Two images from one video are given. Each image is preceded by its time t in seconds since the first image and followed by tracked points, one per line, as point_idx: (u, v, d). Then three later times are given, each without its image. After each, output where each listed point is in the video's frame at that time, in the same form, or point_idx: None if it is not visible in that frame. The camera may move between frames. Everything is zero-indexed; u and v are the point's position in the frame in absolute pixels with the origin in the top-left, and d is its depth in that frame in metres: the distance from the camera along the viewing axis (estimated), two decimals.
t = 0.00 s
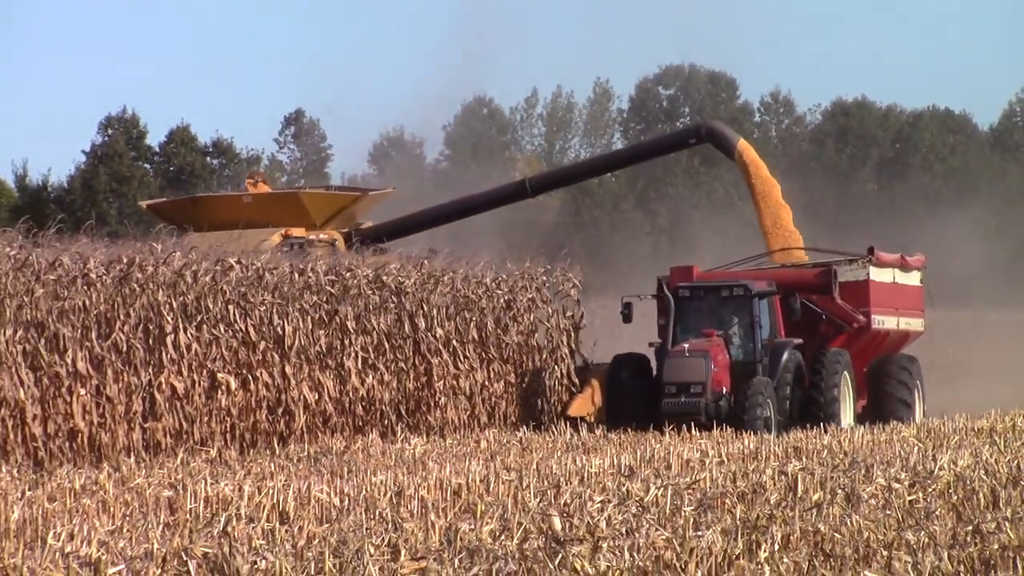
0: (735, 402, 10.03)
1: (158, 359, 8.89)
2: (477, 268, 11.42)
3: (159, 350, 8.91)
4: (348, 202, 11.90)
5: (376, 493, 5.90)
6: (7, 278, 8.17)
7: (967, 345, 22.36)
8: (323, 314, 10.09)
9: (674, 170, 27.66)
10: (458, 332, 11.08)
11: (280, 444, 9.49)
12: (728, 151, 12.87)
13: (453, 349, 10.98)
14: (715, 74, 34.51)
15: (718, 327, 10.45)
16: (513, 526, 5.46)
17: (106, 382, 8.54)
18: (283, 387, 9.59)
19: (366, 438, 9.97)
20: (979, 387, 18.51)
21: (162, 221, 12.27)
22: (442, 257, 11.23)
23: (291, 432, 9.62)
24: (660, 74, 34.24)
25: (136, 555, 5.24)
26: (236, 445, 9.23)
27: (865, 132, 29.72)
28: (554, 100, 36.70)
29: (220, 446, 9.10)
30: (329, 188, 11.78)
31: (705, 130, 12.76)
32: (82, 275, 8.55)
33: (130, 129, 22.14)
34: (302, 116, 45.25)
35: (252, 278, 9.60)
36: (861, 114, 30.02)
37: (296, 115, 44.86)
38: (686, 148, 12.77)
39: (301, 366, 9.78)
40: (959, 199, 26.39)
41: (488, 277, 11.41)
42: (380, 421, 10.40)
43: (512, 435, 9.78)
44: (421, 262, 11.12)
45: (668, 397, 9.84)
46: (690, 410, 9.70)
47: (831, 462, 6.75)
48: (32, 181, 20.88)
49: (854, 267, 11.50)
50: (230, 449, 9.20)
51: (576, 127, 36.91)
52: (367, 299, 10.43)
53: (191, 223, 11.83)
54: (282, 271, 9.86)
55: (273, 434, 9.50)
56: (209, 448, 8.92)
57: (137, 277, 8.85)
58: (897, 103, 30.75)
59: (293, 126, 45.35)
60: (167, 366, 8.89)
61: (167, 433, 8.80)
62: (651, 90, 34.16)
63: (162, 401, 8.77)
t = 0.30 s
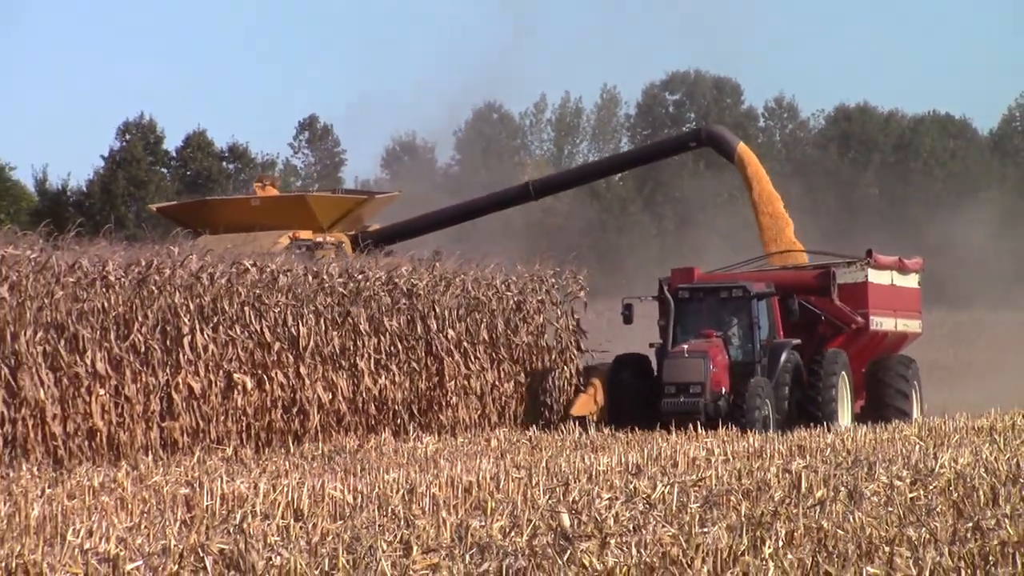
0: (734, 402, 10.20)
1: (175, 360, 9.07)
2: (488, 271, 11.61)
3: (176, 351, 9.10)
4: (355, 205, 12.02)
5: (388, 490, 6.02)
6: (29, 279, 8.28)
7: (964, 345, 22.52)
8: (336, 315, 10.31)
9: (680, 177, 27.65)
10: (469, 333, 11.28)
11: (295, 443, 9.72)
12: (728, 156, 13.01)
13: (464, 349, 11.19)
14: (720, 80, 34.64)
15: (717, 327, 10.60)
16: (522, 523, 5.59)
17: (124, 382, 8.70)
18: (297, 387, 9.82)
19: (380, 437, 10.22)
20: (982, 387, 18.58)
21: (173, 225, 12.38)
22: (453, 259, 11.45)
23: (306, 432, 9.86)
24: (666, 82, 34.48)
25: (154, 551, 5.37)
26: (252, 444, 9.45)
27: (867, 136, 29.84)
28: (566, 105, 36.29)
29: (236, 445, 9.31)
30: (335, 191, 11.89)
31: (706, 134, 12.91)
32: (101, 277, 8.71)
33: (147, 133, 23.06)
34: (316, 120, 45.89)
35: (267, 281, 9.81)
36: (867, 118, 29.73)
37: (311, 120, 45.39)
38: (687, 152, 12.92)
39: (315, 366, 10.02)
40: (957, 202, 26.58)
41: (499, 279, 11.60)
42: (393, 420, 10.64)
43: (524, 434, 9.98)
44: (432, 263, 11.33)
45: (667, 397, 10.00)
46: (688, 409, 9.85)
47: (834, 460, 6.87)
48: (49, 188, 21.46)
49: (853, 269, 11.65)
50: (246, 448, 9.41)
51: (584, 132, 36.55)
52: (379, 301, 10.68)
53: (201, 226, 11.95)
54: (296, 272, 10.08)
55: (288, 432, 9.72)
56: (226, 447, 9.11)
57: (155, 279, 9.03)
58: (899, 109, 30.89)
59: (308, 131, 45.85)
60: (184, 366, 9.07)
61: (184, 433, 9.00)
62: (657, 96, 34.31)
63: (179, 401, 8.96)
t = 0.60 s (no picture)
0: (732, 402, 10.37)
1: (192, 359, 9.21)
2: (497, 272, 11.79)
3: (193, 350, 9.24)
4: (362, 206, 12.15)
5: (401, 487, 6.14)
6: (48, 280, 8.41)
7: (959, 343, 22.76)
8: (348, 316, 10.44)
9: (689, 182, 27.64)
10: (480, 333, 11.47)
11: (308, 440, 9.87)
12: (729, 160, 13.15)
13: (475, 349, 11.37)
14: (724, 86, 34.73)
15: (716, 328, 10.75)
16: (532, 519, 5.71)
17: (142, 380, 8.85)
18: (311, 386, 9.97)
19: (392, 434, 10.38)
20: (984, 387, 18.67)
21: (177, 228, 12.46)
22: (464, 261, 11.65)
23: (319, 429, 10.01)
24: (672, 87, 34.26)
25: (171, 547, 5.48)
26: (266, 441, 9.61)
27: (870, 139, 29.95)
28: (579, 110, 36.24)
29: (251, 442, 9.48)
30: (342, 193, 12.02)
31: (707, 138, 13.07)
32: (119, 279, 8.84)
33: (164, 137, 24.69)
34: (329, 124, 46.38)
35: (281, 282, 9.97)
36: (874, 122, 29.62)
37: (324, 124, 45.84)
38: (688, 155, 13.07)
39: (329, 365, 10.17)
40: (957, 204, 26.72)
41: (508, 280, 11.80)
42: (404, 418, 10.81)
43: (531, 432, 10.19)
44: (443, 265, 11.50)
45: (666, 397, 10.14)
46: (688, 409, 10.00)
47: (837, 458, 6.99)
48: (70, 188, 21.69)
49: (850, 270, 11.80)
50: (261, 445, 9.57)
51: (592, 136, 36.45)
52: (392, 300, 10.85)
53: (210, 227, 12.05)
54: (309, 275, 10.23)
55: (302, 430, 9.87)
56: (241, 444, 9.27)
57: (172, 281, 9.17)
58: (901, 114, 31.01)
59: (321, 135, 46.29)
60: (201, 365, 9.21)
61: (200, 430, 9.15)
62: (664, 101, 34.18)
63: (196, 400, 9.11)
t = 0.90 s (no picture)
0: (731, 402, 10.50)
1: (207, 359, 9.36)
2: (506, 274, 11.97)
3: (208, 350, 9.39)
4: (367, 209, 12.26)
5: (411, 484, 6.28)
6: (67, 282, 8.65)
7: (959, 344, 23.02)
8: (360, 316, 10.59)
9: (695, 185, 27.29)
10: (489, 333, 11.62)
11: (321, 438, 9.96)
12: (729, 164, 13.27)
13: (484, 349, 11.52)
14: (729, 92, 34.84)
15: (714, 329, 10.89)
16: (540, 516, 5.84)
17: (158, 380, 9.02)
18: (324, 386, 10.09)
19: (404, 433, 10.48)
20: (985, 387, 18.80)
21: (184, 231, 12.59)
22: (474, 264, 11.79)
23: (332, 428, 10.12)
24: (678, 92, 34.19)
25: (186, 543, 5.61)
26: (280, 439, 9.71)
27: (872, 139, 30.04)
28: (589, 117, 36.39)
29: (265, 440, 9.58)
30: (347, 196, 12.15)
31: (707, 142, 13.22)
32: (137, 280, 9.06)
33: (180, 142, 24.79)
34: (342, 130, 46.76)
35: (294, 283, 10.14)
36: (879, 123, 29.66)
37: (338, 129, 46.22)
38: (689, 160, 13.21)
39: (341, 365, 10.29)
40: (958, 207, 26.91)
41: (517, 282, 11.99)
42: (416, 417, 10.91)
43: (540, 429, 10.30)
44: (452, 267, 11.66)
45: (665, 397, 10.28)
46: (686, 409, 10.13)
47: (839, 456, 7.11)
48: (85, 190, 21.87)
49: (846, 272, 12.00)
50: (274, 443, 9.67)
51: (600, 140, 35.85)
52: (403, 301, 10.99)
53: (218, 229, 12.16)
54: (321, 276, 10.39)
55: (315, 429, 9.98)
56: (255, 442, 9.40)
57: (189, 282, 9.37)
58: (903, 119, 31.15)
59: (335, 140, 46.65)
60: (216, 365, 9.37)
61: (215, 428, 9.29)
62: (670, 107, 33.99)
63: (211, 399, 9.25)
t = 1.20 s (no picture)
0: (731, 401, 10.63)
1: (224, 359, 9.51)
2: (516, 275, 12.11)
3: (225, 350, 9.53)
4: (374, 212, 12.38)
5: (424, 481, 6.40)
6: (86, 283, 8.81)
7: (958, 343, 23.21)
8: (374, 317, 10.72)
9: (701, 187, 27.28)
10: (500, 334, 11.79)
11: (336, 436, 10.13)
12: (731, 167, 13.39)
13: (495, 349, 11.68)
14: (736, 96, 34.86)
15: (715, 329, 11.03)
16: (551, 513, 5.97)
17: (176, 379, 9.18)
18: (339, 385, 10.26)
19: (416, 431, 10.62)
20: (987, 386, 18.92)
21: (193, 233, 12.72)
22: (485, 265, 11.92)
23: (346, 426, 10.28)
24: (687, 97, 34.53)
25: (205, 540, 5.74)
26: (295, 438, 9.87)
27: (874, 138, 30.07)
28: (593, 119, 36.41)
29: (281, 439, 9.76)
30: (353, 199, 12.25)
31: (709, 146, 13.34)
32: (155, 281, 9.21)
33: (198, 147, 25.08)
34: (355, 134, 47.00)
35: (309, 284, 10.28)
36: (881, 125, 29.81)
37: (352, 134, 46.42)
38: (690, 163, 13.34)
39: (355, 366, 10.44)
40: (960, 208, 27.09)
41: (527, 283, 12.16)
42: (428, 416, 11.06)
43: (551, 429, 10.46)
44: (464, 268, 11.79)
45: (667, 395, 10.42)
46: (687, 408, 10.26)
47: (843, 454, 7.24)
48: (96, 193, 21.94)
49: (846, 272, 12.12)
50: (290, 441, 9.84)
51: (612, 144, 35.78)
52: (415, 302, 11.10)
53: (227, 230, 12.28)
54: (334, 276, 10.52)
55: (330, 427, 10.14)
56: (271, 441, 9.56)
57: (206, 283, 9.51)
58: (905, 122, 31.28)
59: (348, 144, 46.85)
60: (233, 365, 9.51)
61: (231, 427, 9.46)
62: (677, 112, 34.46)
63: (228, 398, 9.40)
